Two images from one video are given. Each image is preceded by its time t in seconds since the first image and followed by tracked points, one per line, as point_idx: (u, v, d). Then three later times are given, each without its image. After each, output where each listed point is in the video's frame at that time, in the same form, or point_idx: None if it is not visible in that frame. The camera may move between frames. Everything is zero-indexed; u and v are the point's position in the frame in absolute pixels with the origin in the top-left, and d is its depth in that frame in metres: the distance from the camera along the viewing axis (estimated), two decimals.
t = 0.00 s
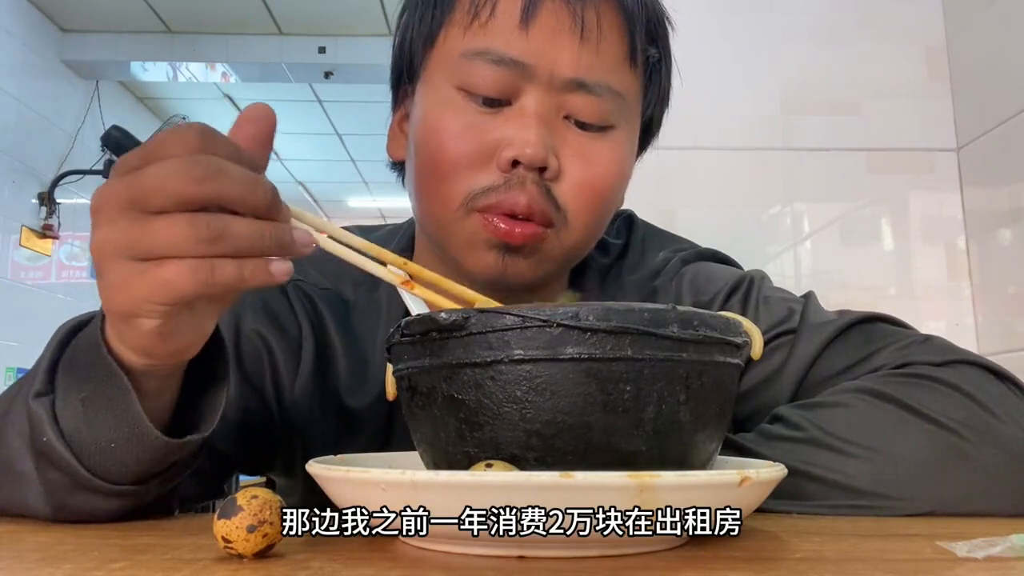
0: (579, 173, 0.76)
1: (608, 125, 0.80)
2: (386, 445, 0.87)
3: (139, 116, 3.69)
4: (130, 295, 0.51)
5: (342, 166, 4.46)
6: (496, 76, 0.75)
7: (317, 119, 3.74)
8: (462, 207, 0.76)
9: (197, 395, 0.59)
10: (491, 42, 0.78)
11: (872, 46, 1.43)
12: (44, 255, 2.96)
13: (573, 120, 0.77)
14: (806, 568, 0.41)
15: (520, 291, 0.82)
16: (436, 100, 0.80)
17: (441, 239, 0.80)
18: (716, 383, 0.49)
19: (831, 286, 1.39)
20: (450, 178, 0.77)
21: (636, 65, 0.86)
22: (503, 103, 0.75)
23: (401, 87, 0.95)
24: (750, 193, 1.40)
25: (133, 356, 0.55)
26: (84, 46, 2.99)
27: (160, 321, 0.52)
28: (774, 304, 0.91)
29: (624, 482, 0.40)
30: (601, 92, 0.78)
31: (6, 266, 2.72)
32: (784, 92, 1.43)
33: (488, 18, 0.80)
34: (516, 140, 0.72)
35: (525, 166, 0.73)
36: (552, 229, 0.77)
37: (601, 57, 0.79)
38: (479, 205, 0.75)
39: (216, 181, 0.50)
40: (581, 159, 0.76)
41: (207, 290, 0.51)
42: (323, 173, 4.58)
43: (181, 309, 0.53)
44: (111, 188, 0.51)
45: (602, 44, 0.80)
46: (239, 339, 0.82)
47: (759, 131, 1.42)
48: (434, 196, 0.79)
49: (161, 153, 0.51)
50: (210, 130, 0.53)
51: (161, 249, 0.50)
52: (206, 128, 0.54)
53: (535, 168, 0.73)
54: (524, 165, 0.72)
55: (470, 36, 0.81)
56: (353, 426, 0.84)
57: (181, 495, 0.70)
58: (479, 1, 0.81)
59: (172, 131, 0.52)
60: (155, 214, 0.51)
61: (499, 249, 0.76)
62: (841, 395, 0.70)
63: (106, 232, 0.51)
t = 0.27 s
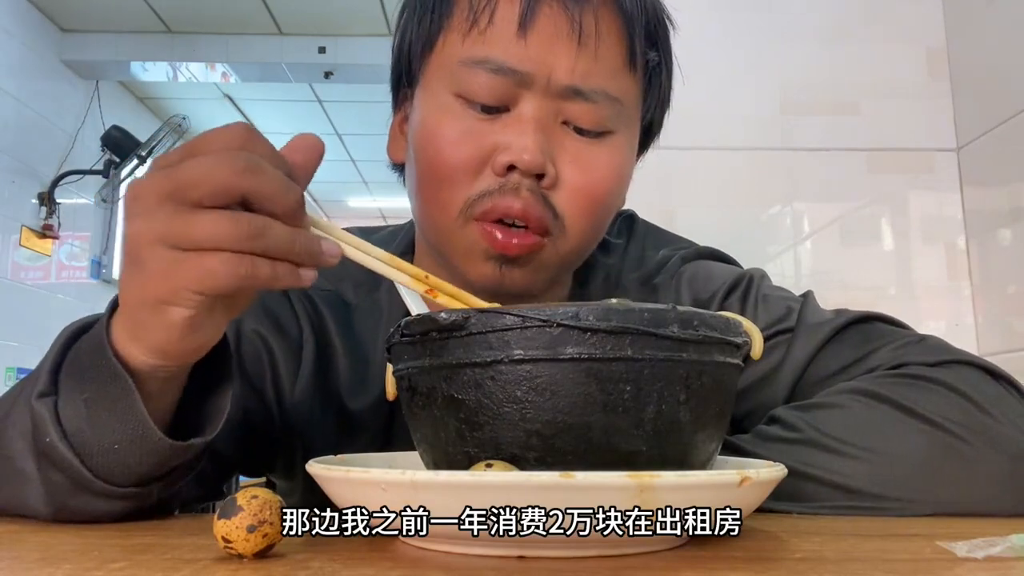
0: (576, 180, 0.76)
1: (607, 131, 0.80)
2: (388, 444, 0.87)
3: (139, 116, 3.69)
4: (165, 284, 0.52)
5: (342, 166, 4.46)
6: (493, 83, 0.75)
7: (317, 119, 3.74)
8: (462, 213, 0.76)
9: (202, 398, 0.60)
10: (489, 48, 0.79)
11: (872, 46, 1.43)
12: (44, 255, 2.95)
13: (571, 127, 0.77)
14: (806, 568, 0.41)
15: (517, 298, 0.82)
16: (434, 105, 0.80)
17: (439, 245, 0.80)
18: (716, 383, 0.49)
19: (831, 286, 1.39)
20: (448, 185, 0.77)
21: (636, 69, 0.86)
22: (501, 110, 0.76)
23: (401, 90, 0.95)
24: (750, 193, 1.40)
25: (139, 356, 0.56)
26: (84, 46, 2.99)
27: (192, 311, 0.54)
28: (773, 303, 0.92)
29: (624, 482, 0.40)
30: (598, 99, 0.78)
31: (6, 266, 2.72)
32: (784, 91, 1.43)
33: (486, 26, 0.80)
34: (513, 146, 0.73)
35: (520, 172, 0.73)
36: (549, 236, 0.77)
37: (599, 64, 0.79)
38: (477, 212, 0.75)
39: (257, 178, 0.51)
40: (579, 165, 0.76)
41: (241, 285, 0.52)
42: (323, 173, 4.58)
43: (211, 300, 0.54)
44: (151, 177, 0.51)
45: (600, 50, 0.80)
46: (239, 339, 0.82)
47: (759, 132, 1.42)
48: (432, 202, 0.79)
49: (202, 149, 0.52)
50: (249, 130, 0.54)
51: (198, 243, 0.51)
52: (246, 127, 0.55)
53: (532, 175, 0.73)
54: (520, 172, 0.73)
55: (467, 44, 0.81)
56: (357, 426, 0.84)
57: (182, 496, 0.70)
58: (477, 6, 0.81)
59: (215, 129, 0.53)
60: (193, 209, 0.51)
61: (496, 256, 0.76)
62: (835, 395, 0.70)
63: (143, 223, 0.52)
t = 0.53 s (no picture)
0: (585, 168, 0.76)
1: (616, 122, 0.80)
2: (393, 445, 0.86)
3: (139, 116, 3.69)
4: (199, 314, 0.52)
5: (342, 166, 4.46)
6: (504, 71, 0.75)
7: (317, 120, 3.74)
8: (469, 200, 0.76)
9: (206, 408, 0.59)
10: (500, 36, 0.79)
11: (872, 46, 1.43)
12: (44, 255, 2.95)
13: (580, 116, 0.77)
14: (806, 568, 0.41)
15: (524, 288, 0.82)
16: (444, 93, 0.80)
17: (447, 234, 0.80)
18: (716, 382, 0.49)
19: (832, 286, 1.39)
20: (456, 172, 0.77)
21: (646, 61, 0.85)
22: (510, 98, 0.76)
23: (412, 83, 0.95)
24: (750, 193, 1.40)
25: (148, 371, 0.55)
26: (83, 46, 2.99)
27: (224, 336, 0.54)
28: (777, 301, 0.91)
29: (624, 482, 0.40)
30: (607, 89, 0.78)
31: (5, 266, 2.72)
32: (784, 91, 1.43)
33: (498, 14, 0.80)
34: (522, 134, 0.73)
35: (530, 160, 0.73)
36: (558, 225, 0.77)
37: (609, 53, 0.79)
38: (484, 198, 0.75)
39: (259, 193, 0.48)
40: (587, 155, 0.76)
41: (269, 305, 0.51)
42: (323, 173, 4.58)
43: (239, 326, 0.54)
44: (153, 211, 0.50)
45: (611, 40, 0.80)
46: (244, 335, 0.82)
47: (760, 131, 1.42)
48: (440, 190, 0.79)
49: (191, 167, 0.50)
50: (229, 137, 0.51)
51: (218, 270, 0.50)
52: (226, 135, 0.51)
53: (541, 163, 0.73)
54: (530, 160, 0.73)
55: (479, 32, 0.81)
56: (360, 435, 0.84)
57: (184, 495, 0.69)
58: None
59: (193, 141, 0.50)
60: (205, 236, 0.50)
61: (504, 243, 0.76)
62: (834, 396, 0.70)
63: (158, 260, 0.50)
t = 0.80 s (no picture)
0: (583, 150, 0.76)
1: (616, 104, 0.80)
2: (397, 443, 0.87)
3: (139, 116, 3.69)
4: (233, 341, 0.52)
5: (342, 167, 4.46)
6: (502, 56, 0.77)
7: (317, 120, 3.74)
8: (469, 186, 0.76)
9: (212, 412, 0.59)
10: (499, 24, 0.80)
11: (872, 46, 1.43)
12: (44, 255, 2.95)
13: (579, 98, 0.77)
14: (806, 568, 0.41)
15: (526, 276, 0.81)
16: (446, 82, 0.81)
17: (448, 222, 0.80)
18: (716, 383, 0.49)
19: (832, 286, 1.39)
20: (457, 158, 0.77)
21: (646, 47, 0.85)
22: (508, 82, 0.76)
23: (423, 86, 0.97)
24: (750, 193, 1.40)
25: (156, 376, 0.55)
26: (83, 46, 3.00)
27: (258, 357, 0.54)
28: (784, 300, 0.92)
29: (624, 482, 0.40)
30: (605, 71, 0.79)
31: (5, 266, 2.72)
32: (784, 91, 1.43)
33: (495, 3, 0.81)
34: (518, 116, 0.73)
35: (528, 140, 0.73)
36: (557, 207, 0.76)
37: (605, 36, 0.79)
38: (483, 183, 0.75)
39: (286, 217, 0.49)
40: (585, 136, 0.76)
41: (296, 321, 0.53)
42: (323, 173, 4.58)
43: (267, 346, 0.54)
44: (178, 240, 0.50)
45: (607, 23, 0.80)
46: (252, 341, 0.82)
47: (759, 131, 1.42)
48: (441, 178, 0.79)
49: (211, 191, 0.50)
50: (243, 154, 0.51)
51: (247, 294, 0.51)
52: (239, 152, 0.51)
53: (538, 143, 0.73)
54: (527, 142, 0.73)
55: (478, 22, 0.82)
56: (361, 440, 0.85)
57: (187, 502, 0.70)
58: None
59: (209, 163, 0.50)
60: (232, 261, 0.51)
61: (504, 227, 0.75)
62: (835, 397, 0.70)
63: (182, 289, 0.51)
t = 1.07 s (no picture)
0: (578, 141, 0.75)
1: (608, 90, 0.79)
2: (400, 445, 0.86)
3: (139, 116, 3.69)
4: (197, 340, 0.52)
5: (342, 166, 4.46)
6: (488, 54, 0.77)
7: (317, 120, 3.74)
8: (464, 189, 0.76)
9: (204, 400, 0.58)
10: (481, 24, 0.80)
11: (872, 46, 1.43)
12: (44, 255, 2.95)
13: (568, 88, 0.77)
14: (806, 568, 0.41)
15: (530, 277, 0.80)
16: (434, 88, 0.82)
17: (447, 225, 0.80)
18: (716, 382, 0.49)
19: (832, 286, 1.39)
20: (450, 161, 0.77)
21: (636, 31, 0.85)
22: (496, 78, 0.77)
23: (415, 91, 0.98)
24: (750, 193, 1.40)
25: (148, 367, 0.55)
26: (83, 46, 2.99)
27: (227, 354, 0.54)
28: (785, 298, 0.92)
29: (624, 482, 0.40)
30: (595, 57, 0.78)
31: (6, 267, 2.72)
32: (784, 91, 1.43)
33: (474, 4, 0.82)
34: (508, 115, 0.74)
35: (519, 137, 0.73)
36: (557, 203, 0.75)
37: (591, 23, 0.79)
38: (478, 184, 0.75)
39: (252, 214, 0.50)
40: (579, 126, 0.75)
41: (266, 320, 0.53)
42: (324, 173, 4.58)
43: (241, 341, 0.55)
44: (142, 237, 0.50)
45: (592, 9, 0.80)
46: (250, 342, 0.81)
47: (759, 131, 1.42)
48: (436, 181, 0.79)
49: (175, 186, 0.50)
50: (214, 144, 0.51)
51: (214, 291, 0.51)
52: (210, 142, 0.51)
53: (530, 138, 0.73)
54: (519, 137, 0.73)
55: (460, 23, 0.83)
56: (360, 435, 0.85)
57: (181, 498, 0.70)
58: None
59: (175, 157, 0.50)
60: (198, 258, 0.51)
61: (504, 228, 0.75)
62: (834, 397, 0.70)
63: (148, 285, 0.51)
